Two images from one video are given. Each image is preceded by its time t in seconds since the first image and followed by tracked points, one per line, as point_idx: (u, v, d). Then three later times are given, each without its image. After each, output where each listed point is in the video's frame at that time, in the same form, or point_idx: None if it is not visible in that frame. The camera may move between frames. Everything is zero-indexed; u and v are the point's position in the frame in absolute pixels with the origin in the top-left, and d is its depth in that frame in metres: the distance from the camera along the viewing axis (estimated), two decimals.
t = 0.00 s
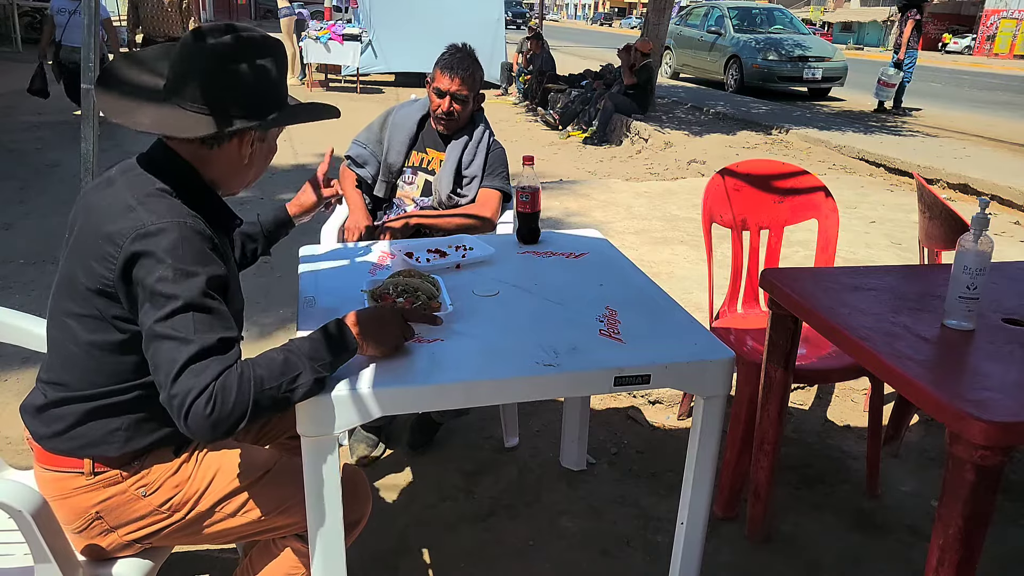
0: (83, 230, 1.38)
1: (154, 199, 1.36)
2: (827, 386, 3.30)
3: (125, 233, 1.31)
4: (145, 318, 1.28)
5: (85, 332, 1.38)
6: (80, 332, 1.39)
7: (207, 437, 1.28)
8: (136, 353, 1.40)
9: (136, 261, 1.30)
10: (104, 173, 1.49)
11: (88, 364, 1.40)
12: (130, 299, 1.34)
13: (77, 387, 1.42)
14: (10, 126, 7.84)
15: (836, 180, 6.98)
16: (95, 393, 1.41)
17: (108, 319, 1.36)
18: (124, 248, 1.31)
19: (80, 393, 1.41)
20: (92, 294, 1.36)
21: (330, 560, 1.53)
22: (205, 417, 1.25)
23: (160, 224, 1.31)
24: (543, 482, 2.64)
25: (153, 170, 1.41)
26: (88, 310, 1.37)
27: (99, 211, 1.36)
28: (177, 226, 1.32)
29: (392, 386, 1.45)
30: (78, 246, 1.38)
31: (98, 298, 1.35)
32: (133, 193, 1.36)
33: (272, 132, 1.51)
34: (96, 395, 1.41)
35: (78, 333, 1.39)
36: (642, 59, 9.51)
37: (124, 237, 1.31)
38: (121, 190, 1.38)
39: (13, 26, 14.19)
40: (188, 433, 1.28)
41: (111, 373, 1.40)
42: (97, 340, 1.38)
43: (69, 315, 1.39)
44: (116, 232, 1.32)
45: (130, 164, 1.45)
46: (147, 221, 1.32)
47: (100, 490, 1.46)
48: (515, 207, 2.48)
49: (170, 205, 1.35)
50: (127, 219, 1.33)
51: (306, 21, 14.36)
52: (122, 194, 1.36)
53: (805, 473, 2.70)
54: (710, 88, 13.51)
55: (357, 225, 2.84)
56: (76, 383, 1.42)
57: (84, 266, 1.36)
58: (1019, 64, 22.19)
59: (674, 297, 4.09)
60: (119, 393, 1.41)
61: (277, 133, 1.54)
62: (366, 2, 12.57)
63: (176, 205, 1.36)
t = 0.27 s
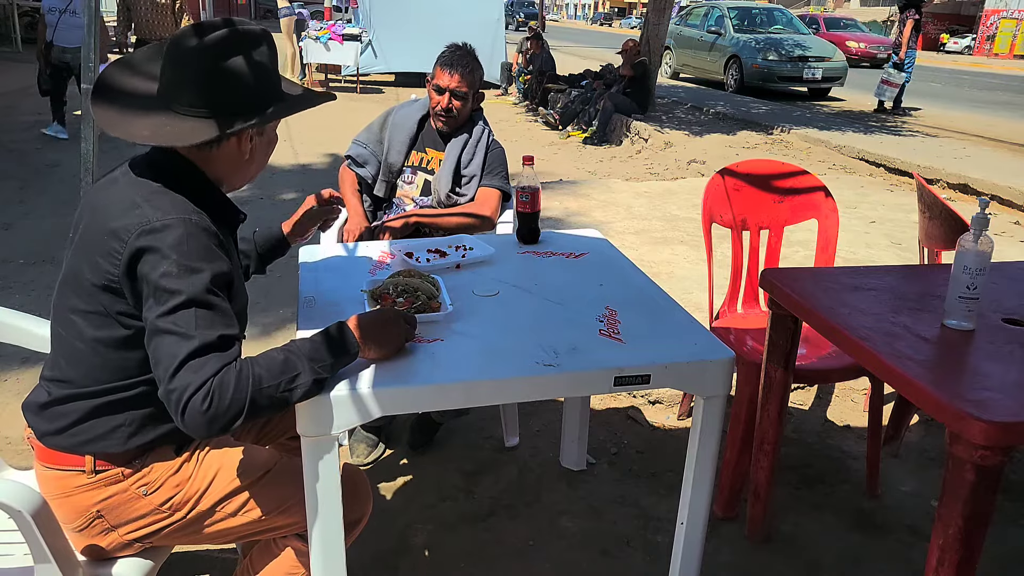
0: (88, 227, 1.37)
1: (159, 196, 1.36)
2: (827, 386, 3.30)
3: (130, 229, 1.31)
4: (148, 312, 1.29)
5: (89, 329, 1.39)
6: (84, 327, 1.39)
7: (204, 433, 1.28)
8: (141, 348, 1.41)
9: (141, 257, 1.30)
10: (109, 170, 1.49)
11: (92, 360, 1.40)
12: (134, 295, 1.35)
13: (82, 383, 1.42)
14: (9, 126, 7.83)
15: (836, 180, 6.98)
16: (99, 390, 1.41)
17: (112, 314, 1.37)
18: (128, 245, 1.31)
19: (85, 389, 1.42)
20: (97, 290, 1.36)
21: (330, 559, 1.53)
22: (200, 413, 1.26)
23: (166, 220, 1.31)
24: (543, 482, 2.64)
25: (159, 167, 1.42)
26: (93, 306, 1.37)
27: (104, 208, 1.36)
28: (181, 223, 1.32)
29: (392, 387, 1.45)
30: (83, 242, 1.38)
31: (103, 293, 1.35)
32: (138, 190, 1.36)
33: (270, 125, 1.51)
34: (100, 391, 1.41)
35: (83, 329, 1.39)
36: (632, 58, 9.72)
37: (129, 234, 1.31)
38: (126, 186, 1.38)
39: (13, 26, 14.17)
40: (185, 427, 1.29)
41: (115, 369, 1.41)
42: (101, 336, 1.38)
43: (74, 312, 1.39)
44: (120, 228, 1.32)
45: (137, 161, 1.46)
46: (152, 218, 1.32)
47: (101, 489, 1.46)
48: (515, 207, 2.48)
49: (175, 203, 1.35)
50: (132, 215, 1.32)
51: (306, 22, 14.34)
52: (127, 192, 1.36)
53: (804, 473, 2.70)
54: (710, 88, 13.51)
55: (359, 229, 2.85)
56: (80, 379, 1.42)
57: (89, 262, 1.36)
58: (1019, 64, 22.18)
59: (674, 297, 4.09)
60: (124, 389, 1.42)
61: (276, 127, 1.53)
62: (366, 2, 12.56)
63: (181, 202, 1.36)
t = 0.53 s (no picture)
0: (92, 227, 1.37)
1: (163, 196, 1.36)
2: (827, 386, 3.30)
3: (134, 228, 1.31)
4: (150, 310, 1.29)
5: (93, 328, 1.39)
6: (87, 325, 1.39)
7: (202, 432, 1.28)
8: (144, 348, 1.41)
9: (145, 256, 1.30)
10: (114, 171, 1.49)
11: (95, 359, 1.40)
12: (138, 294, 1.35)
13: (85, 382, 1.42)
14: (10, 126, 7.84)
15: (836, 180, 6.98)
16: (102, 389, 1.41)
17: (115, 313, 1.37)
18: (132, 244, 1.31)
19: (89, 388, 1.42)
20: (100, 288, 1.36)
21: (329, 559, 1.53)
22: (199, 412, 1.26)
23: (171, 219, 1.31)
24: (543, 482, 2.64)
25: (163, 166, 1.42)
26: (97, 306, 1.37)
27: (108, 208, 1.36)
28: (186, 222, 1.32)
29: (393, 387, 1.44)
30: (86, 242, 1.38)
31: (106, 291, 1.35)
32: (141, 190, 1.36)
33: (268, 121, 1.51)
34: (102, 390, 1.41)
35: (86, 328, 1.39)
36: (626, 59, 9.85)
37: (133, 233, 1.31)
38: (130, 186, 1.37)
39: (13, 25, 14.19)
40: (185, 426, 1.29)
41: (119, 369, 1.41)
42: (105, 334, 1.38)
43: (77, 310, 1.39)
44: (123, 227, 1.32)
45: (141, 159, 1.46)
46: (156, 217, 1.32)
47: (101, 489, 1.46)
48: (515, 207, 2.48)
49: (179, 203, 1.35)
50: (137, 215, 1.32)
51: (307, 22, 14.34)
52: (131, 192, 1.36)
53: (805, 473, 2.70)
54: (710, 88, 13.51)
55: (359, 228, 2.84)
56: (83, 379, 1.42)
57: (93, 260, 1.36)
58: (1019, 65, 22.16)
59: (674, 297, 4.09)
60: (128, 388, 1.42)
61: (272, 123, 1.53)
62: (366, 2, 12.57)
63: (185, 202, 1.36)
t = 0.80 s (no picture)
0: (93, 228, 1.37)
1: (165, 198, 1.36)
2: (827, 386, 3.30)
3: (136, 230, 1.31)
4: (152, 313, 1.29)
5: (94, 329, 1.39)
6: (88, 327, 1.39)
7: (202, 434, 1.28)
8: (146, 350, 1.41)
9: (147, 258, 1.30)
10: (115, 171, 1.49)
11: (96, 360, 1.40)
12: (139, 296, 1.35)
13: (86, 383, 1.42)
14: (10, 126, 7.84)
15: (836, 180, 6.98)
16: (103, 390, 1.42)
17: (116, 314, 1.37)
18: (134, 246, 1.31)
19: (90, 389, 1.42)
20: (102, 290, 1.36)
21: (330, 559, 1.53)
22: (200, 414, 1.26)
23: (173, 221, 1.31)
24: (544, 482, 2.64)
25: (165, 169, 1.42)
26: (98, 307, 1.37)
27: (110, 209, 1.36)
28: (188, 224, 1.32)
29: (393, 387, 1.44)
30: (87, 243, 1.38)
31: (108, 293, 1.35)
32: (143, 191, 1.36)
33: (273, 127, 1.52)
34: (103, 390, 1.42)
35: (87, 329, 1.39)
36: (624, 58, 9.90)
37: (135, 236, 1.31)
38: (132, 187, 1.37)
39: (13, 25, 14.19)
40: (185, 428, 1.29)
41: (120, 370, 1.41)
42: (106, 336, 1.38)
43: (78, 311, 1.39)
44: (125, 229, 1.32)
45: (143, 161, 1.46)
46: (158, 219, 1.32)
47: (101, 489, 1.46)
48: (515, 207, 2.48)
49: (180, 204, 1.35)
50: (139, 217, 1.32)
51: (307, 21, 14.34)
52: (133, 194, 1.36)
53: (805, 473, 2.70)
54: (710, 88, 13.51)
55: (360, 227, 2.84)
56: (84, 379, 1.42)
57: (95, 261, 1.36)
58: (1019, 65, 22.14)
59: (674, 297, 4.09)
60: (128, 390, 1.42)
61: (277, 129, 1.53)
62: (366, 2, 12.57)
63: (187, 204, 1.36)
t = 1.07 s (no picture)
0: (95, 229, 1.37)
1: (168, 198, 1.36)
2: (827, 386, 3.30)
3: (138, 231, 1.31)
4: (153, 313, 1.29)
5: (96, 330, 1.38)
6: (89, 327, 1.39)
7: (202, 435, 1.28)
8: (147, 350, 1.41)
9: (149, 259, 1.30)
10: (117, 172, 1.49)
11: (98, 360, 1.40)
12: (141, 297, 1.35)
13: (86, 384, 1.42)
14: (10, 126, 7.84)
15: (836, 180, 6.97)
16: (104, 390, 1.41)
17: (117, 315, 1.37)
18: (135, 247, 1.31)
19: (91, 389, 1.42)
20: (103, 290, 1.36)
21: (330, 559, 1.53)
22: (200, 415, 1.26)
23: (175, 222, 1.31)
24: (543, 482, 2.64)
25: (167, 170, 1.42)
26: (99, 308, 1.37)
27: (112, 209, 1.36)
28: (190, 225, 1.32)
29: (393, 387, 1.44)
30: (89, 242, 1.37)
31: (109, 294, 1.35)
32: (146, 192, 1.36)
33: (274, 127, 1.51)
34: (103, 391, 1.41)
35: (89, 329, 1.39)
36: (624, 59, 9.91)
37: (137, 236, 1.31)
38: (134, 188, 1.37)
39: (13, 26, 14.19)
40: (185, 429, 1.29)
41: (121, 370, 1.41)
42: (107, 336, 1.38)
43: (79, 311, 1.39)
44: (127, 229, 1.32)
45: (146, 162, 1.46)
46: (160, 220, 1.31)
47: (101, 489, 1.46)
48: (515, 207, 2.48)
49: (183, 205, 1.35)
50: (141, 217, 1.32)
51: (307, 21, 14.33)
52: (135, 195, 1.36)
53: (804, 473, 2.70)
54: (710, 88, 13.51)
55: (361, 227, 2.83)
56: (85, 379, 1.42)
57: (97, 261, 1.36)
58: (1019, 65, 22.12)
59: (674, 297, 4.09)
60: (129, 390, 1.42)
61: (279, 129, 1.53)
62: (366, 2, 12.58)
63: (189, 205, 1.36)
